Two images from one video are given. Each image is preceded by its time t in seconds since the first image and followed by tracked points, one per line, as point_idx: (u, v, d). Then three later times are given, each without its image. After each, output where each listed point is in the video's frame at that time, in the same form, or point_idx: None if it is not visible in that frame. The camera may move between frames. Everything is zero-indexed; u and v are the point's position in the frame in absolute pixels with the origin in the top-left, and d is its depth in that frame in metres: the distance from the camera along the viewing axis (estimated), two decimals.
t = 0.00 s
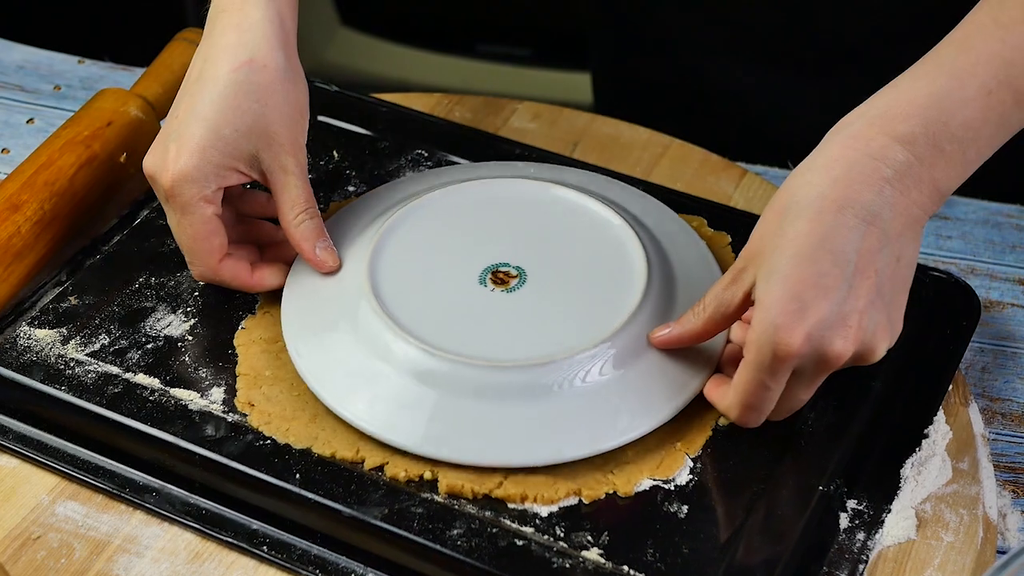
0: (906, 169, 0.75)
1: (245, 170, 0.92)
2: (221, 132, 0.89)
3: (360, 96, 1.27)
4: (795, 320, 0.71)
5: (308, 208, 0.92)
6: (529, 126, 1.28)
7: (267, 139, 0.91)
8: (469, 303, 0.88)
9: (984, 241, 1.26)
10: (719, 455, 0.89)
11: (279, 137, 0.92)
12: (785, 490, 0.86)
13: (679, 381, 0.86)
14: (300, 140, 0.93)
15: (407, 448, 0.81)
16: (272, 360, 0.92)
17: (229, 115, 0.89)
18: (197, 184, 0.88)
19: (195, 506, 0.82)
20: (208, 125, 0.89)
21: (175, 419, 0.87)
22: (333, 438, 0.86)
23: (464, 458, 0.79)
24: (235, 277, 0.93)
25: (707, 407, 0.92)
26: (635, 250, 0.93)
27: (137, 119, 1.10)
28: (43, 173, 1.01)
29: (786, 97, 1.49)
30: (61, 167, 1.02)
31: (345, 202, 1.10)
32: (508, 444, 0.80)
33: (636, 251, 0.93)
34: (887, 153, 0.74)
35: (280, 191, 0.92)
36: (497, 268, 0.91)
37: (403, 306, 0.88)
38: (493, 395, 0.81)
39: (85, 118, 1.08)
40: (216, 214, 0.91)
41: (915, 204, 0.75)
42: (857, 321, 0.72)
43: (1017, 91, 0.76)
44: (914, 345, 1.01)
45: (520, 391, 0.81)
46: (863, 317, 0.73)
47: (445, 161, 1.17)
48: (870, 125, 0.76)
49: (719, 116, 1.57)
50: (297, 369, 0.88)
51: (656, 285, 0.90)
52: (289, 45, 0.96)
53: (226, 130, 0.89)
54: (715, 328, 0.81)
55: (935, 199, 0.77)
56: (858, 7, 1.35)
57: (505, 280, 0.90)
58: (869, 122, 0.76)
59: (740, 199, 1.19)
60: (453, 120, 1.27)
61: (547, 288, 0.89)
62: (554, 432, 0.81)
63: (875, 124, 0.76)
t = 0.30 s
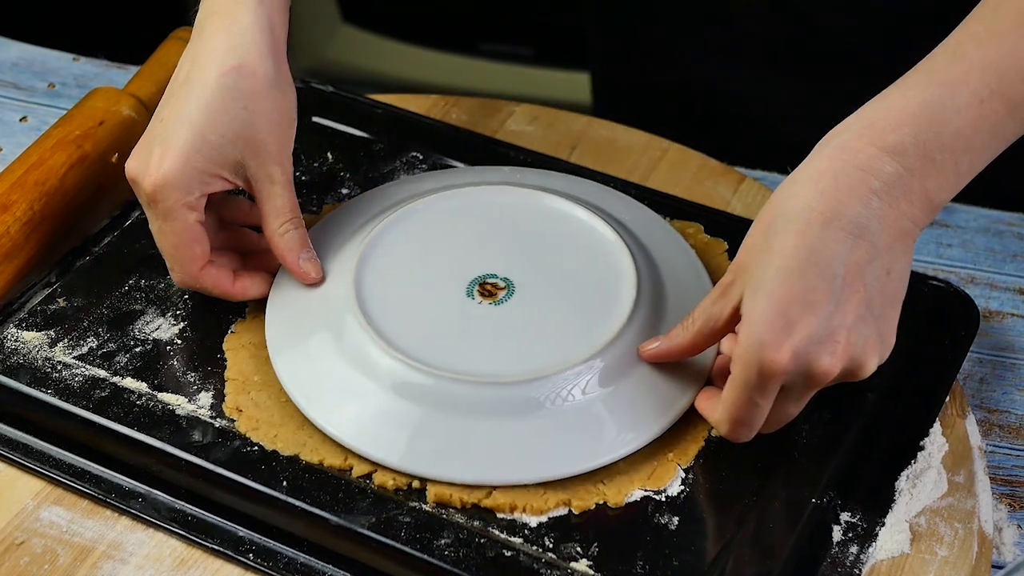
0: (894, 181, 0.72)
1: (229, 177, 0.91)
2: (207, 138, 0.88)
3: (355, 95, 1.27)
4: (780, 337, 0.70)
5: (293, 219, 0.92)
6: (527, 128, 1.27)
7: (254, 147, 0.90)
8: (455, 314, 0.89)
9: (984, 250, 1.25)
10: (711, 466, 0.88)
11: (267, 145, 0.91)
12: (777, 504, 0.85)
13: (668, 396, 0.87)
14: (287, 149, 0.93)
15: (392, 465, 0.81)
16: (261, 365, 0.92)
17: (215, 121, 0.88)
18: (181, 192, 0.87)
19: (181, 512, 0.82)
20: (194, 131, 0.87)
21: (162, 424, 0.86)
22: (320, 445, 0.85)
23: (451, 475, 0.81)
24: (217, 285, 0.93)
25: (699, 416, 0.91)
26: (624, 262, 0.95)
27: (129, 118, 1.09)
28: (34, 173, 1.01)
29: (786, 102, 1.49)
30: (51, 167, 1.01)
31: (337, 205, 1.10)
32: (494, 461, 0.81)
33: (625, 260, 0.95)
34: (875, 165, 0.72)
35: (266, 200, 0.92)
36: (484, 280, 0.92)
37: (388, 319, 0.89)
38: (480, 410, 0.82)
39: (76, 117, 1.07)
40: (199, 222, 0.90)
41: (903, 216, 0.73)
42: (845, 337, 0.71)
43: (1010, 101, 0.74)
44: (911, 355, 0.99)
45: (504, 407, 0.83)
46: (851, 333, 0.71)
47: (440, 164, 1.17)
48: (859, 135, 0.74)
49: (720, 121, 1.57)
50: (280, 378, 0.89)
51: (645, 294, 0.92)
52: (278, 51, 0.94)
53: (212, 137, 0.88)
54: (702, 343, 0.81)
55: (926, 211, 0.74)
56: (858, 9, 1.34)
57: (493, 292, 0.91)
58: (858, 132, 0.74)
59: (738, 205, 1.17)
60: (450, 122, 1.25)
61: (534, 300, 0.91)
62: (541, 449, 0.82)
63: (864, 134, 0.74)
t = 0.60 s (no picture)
0: (887, 193, 0.72)
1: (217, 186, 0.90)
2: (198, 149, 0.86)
3: (351, 96, 1.27)
4: (769, 353, 0.70)
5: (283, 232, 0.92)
6: (523, 131, 1.26)
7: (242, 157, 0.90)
8: (449, 324, 0.89)
9: (983, 258, 1.25)
10: (703, 475, 0.87)
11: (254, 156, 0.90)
12: (769, 514, 0.84)
13: (660, 408, 0.87)
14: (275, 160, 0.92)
15: (388, 475, 0.81)
16: (251, 368, 0.92)
17: (206, 131, 0.86)
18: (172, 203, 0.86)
19: (168, 515, 0.81)
20: (183, 141, 0.86)
21: (150, 426, 0.86)
22: (308, 450, 0.85)
23: (450, 483, 0.80)
24: (208, 294, 0.92)
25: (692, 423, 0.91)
26: (616, 272, 0.95)
27: (123, 118, 1.10)
28: (26, 172, 1.01)
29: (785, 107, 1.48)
30: (43, 166, 1.02)
31: (331, 207, 1.11)
32: (491, 469, 0.81)
33: (618, 270, 0.95)
34: (866, 177, 0.71)
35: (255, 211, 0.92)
36: (476, 290, 0.92)
37: (380, 327, 0.89)
38: (472, 419, 0.82)
39: (69, 118, 1.08)
40: (189, 232, 0.89)
41: (896, 230, 0.72)
42: (836, 353, 0.71)
43: (1006, 110, 0.73)
44: (906, 363, 0.99)
45: (500, 415, 0.82)
46: (842, 349, 0.71)
47: (434, 166, 1.18)
48: (850, 147, 0.73)
49: (719, 125, 1.56)
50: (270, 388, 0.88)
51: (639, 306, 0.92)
52: (268, 59, 0.93)
53: (203, 148, 0.86)
54: (694, 354, 0.81)
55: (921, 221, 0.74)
56: (859, 13, 1.33)
57: (485, 301, 0.91)
58: (847, 144, 0.73)
59: (734, 210, 1.17)
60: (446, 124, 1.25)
61: (527, 309, 0.91)
62: (533, 457, 0.82)
63: (856, 145, 0.73)
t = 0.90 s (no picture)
0: (881, 194, 0.71)
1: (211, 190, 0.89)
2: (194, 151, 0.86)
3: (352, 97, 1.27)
4: (763, 357, 0.70)
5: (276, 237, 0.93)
6: (523, 132, 1.26)
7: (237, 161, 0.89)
8: (446, 329, 0.89)
9: (984, 263, 1.24)
10: (698, 480, 0.86)
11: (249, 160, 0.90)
12: (764, 521, 0.83)
13: (657, 413, 0.87)
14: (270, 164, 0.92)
15: (385, 480, 0.81)
16: (247, 369, 0.92)
17: (202, 135, 0.86)
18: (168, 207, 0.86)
19: (162, 517, 0.81)
20: (179, 142, 0.85)
21: (145, 427, 0.85)
22: (303, 452, 0.84)
23: (449, 488, 0.80)
24: (204, 296, 0.92)
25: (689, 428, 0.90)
26: (613, 276, 0.95)
27: (121, 117, 1.10)
28: (23, 171, 1.02)
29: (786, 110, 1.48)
30: (40, 165, 1.03)
31: (330, 208, 1.11)
32: (489, 473, 0.81)
33: (615, 275, 0.95)
34: (860, 178, 0.71)
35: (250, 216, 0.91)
36: (473, 296, 0.93)
37: (376, 332, 0.89)
38: (468, 424, 0.82)
39: (67, 117, 1.08)
40: (186, 236, 0.88)
41: (891, 231, 0.72)
42: (831, 355, 0.70)
43: (999, 111, 0.72)
44: (904, 369, 0.98)
45: (498, 420, 0.83)
46: (837, 351, 0.71)
47: (433, 168, 1.17)
48: (843, 149, 0.72)
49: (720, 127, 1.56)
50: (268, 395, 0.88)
51: (635, 312, 0.92)
52: (264, 61, 0.93)
53: (199, 150, 0.86)
54: (690, 358, 0.81)
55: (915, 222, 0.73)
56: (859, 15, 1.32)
57: (482, 307, 0.91)
58: (841, 144, 0.72)
59: (734, 214, 1.17)
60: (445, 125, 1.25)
61: (523, 315, 0.91)
62: (529, 461, 0.82)
63: (850, 146, 0.72)
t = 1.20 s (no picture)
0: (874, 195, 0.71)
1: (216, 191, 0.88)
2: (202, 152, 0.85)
3: (356, 101, 1.27)
4: (759, 355, 0.69)
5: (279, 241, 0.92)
6: (527, 138, 1.26)
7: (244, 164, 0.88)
8: (448, 341, 0.90)
9: (989, 272, 1.24)
10: (699, 489, 0.86)
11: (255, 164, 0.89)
12: (766, 531, 0.83)
13: (658, 425, 0.87)
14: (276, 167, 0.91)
15: (389, 492, 0.81)
16: (247, 375, 0.92)
17: (210, 136, 0.85)
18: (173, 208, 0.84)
19: (162, 522, 0.81)
20: (187, 143, 0.84)
21: (146, 432, 0.86)
22: (304, 458, 0.84)
23: (450, 499, 0.81)
24: (210, 294, 0.92)
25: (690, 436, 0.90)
26: (613, 287, 0.95)
27: (125, 121, 1.10)
28: (26, 174, 1.02)
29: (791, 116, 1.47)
30: (44, 169, 1.03)
31: (333, 213, 1.11)
32: (490, 485, 0.81)
33: (615, 284, 0.95)
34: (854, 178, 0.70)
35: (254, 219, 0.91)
36: (474, 307, 0.93)
37: (377, 344, 0.89)
38: (469, 436, 0.83)
39: (71, 120, 1.08)
40: (192, 235, 0.87)
41: (884, 230, 0.71)
42: (828, 355, 0.69)
43: (995, 112, 0.71)
44: (906, 378, 0.98)
45: (498, 431, 0.83)
46: (835, 350, 0.70)
47: (436, 173, 1.17)
48: (837, 149, 0.72)
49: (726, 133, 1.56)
50: (269, 405, 0.88)
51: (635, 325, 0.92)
52: (274, 64, 0.92)
53: (207, 151, 0.84)
54: (691, 366, 0.81)
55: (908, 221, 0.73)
56: (863, 19, 1.32)
57: (483, 318, 0.92)
58: (836, 147, 0.72)
59: (738, 220, 1.16)
60: (448, 130, 1.25)
61: (525, 327, 0.91)
62: (530, 473, 0.82)
63: (844, 147, 0.72)
